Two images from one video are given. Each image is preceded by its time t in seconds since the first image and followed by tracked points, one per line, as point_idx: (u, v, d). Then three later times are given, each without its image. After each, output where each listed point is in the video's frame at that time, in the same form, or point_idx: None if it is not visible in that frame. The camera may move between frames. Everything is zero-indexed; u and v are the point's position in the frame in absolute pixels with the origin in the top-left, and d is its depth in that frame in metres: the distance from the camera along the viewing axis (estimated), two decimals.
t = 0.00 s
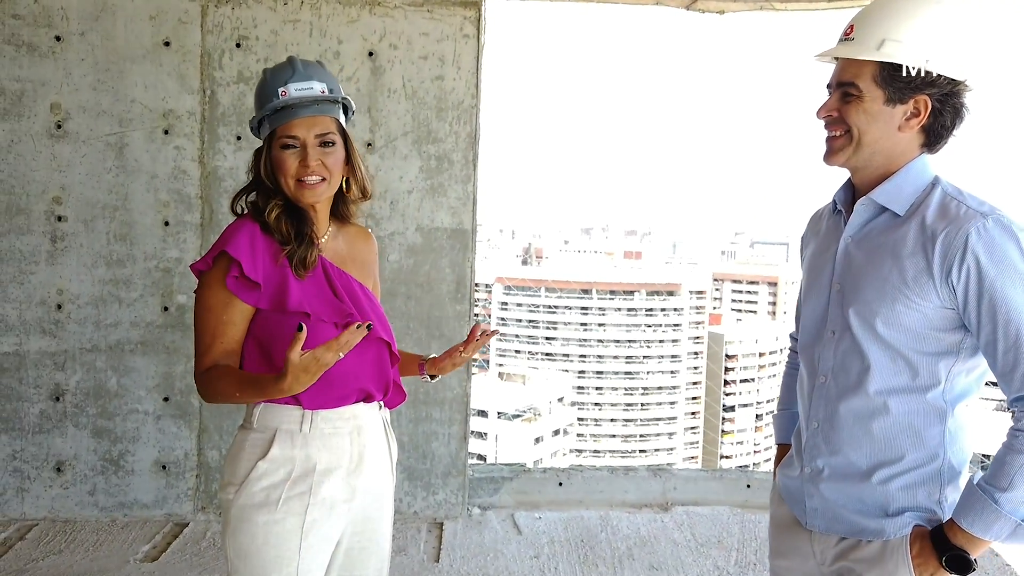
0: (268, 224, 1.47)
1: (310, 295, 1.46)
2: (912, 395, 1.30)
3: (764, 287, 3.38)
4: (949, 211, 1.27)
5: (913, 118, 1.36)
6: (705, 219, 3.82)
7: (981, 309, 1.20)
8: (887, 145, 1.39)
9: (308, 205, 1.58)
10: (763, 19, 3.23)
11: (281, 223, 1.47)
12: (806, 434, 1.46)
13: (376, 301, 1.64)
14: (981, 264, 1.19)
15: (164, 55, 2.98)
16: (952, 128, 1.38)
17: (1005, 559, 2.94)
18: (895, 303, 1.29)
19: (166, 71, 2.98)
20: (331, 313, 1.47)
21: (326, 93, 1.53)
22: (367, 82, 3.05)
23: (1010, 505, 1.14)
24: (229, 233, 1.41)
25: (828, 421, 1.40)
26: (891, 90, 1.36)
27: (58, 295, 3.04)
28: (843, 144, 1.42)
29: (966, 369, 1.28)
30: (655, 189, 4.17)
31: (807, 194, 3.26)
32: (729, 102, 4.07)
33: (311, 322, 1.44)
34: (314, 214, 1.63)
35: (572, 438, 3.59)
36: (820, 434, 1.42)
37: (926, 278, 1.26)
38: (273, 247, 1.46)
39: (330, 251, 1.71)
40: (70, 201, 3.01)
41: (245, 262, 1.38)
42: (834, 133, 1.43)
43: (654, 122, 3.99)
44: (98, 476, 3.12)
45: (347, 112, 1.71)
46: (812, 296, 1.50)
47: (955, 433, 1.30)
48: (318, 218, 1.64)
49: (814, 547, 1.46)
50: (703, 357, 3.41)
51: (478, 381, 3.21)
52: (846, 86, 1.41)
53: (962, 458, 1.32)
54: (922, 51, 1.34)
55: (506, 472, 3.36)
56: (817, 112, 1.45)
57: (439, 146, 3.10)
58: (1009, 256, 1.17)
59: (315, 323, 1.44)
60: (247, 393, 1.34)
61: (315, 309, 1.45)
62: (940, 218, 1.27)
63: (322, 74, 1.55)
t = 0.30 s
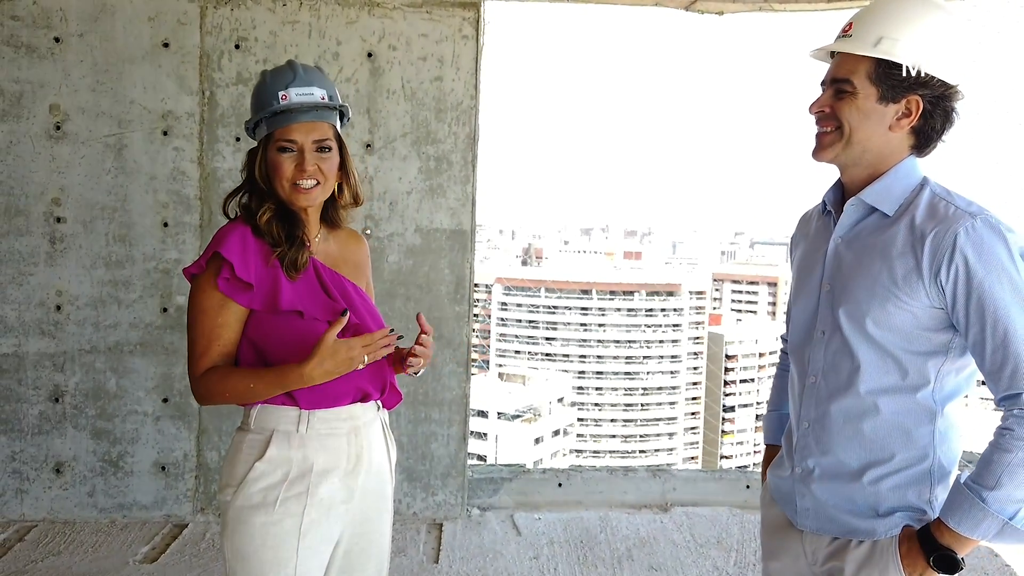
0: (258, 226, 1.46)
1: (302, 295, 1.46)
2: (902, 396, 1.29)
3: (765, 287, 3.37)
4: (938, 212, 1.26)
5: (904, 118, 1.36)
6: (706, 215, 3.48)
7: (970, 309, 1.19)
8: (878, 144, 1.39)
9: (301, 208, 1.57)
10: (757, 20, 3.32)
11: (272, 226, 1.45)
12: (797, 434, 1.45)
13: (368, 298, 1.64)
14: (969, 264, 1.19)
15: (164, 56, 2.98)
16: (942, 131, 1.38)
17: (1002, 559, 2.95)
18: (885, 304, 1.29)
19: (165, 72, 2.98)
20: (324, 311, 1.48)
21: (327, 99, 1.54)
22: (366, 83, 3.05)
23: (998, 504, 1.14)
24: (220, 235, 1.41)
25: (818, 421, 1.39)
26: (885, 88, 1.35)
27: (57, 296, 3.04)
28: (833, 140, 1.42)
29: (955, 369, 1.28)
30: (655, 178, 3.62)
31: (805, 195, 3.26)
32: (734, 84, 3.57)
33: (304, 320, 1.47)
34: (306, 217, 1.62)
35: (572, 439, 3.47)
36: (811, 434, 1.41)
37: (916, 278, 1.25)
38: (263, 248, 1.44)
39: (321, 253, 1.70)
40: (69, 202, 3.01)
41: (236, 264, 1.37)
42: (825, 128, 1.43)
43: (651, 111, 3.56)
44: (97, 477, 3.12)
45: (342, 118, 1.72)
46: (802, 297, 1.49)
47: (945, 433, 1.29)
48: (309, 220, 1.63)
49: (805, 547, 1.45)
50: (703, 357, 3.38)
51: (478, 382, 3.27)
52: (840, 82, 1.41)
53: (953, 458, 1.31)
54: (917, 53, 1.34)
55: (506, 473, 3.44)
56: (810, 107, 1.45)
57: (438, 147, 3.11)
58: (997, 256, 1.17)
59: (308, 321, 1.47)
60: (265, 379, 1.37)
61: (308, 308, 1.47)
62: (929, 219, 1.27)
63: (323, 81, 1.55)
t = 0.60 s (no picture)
0: (246, 228, 1.46)
1: (289, 293, 1.47)
2: (896, 396, 1.29)
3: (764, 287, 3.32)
4: (933, 212, 1.26)
5: (893, 118, 1.35)
6: (705, 215, 3.50)
7: (964, 310, 1.19)
8: (869, 146, 1.38)
9: (291, 214, 1.57)
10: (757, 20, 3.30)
11: (259, 228, 1.46)
12: (791, 435, 1.45)
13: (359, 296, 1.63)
14: (964, 265, 1.18)
15: (161, 56, 2.97)
16: (932, 128, 1.37)
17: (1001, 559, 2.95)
18: (880, 304, 1.28)
19: (163, 72, 2.98)
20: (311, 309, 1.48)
21: (325, 107, 1.53)
22: (364, 84, 3.05)
23: (992, 504, 1.14)
24: (204, 236, 1.41)
25: (812, 421, 1.39)
26: (871, 91, 1.35)
27: (55, 298, 3.04)
28: (824, 146, 1.41)
29: (949, 370, 1.28)
30: (654, 180, 3.69)
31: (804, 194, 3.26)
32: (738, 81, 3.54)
33: (291, 318, 1.47)
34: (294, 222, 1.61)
35: (571, 439, 3.47)
36: (804, 435, 1.41)
37: (910, 279, 1.25)
38: (249, 249, 1.45)
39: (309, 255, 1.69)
40: (67, 203, 3.00)
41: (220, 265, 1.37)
42: (815, 135, 1.42)
43: (651, 111, 3.56)
44: (95, 478, 3.11)
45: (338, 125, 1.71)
46: (796, 297, 1.49)
47: (938, 434, 1.29)
48: (297, 224, 1.63)
49: (797, 547, 1.44)
50: (703, 356, 3.39)
51: (476, 383, 3.26)
52: (825, 88, 1.40)
53: (947, 458, 1.31)
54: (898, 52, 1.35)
55: (505, 473, 3.43)
56: (798, 115, 1.45)
57: (436, 147, 3.11)
58: (991, 257, 1.17)
59: (295, 320, 1.47)
60: (253, 362, 1.38)
61: (297, 306, 1.47)
62: (924, 219, 1.27)
63: (322, 88, 1.55)
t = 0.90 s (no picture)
0: (241, 229, 1.46)
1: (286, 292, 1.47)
2: (889, 396, 1.29)
3: (763, 288, 3.31)
4: (925, 211, 1.26)
5: (883, 118, 1.35)
6: (704, 211, 3.34)
7: (956, 310, 1.19)
8: (860, 147, 1.38)
9: (287, 215, 1.57)
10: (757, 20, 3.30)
11: (254, 230, 1.46)
12: (786, 435, 1.45)
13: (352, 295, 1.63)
14: (956, 264, 1.19)
15: (159, 58, 2.97)
16: (924, 125, 1.37)
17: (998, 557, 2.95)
18: (872, 304, 1.29)
19: (160, 73, 2.98)
20: (307, 308, 1.49)
21: (318, 109, 1.53)
22: (362, 85, 3.06)
23: (984, 504, 1.14)
24: (201, 236, 1.41)
25: (807, 421, 1.39)
26: (859, 92, 1.35)
27: (53, 299, 3.04)
28: (815, 148, 1.41)
29: (942, 370, 1.28)
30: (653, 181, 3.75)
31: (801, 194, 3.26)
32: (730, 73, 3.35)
33: (286, 317, 1.47)
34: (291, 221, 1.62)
35: (571, 439, 3.47)
36: (799, 435, 1.41)
37: (903, 279, 1.26)
38: (244, 248, 1.46)
39: (305, 255, 1.70)
40: (65, 205, 3.01)
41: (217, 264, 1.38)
42: (806, 138, 1.43)
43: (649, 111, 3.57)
44: (94, 480, 3.11)
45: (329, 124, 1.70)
46: (791, 297, 1.49)
47: (933, 434, 1.30)
48: (292, 226, 1.63)
49: (793, 547, 1.45)
50: (702, 356, 3.37)
51: (475, 383, 3.27)
52: (813, 91, 1.41)
53: (942, 458, 1.32)
54: (884, 52, 1.36)
55: (503, 474, 3.46)
56: (788, 118, 1.45)
57: (434, 148, 3.12)
58: (982, 256, 1.17)
59: (291, 319, 1.48)
60: (257, 354, 1.38)
61: (291, 304, 1.47)
62: (916, 219, 1.27)
63: (314, 89, 1.55)
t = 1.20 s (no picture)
0: (236, 228, 1.47)
1: (281, 294, 1.48)
2: (884, 396, 1.30)
3: (760, 287, 3.32)
4: (917, 211, 1.27)
5: (875, 119, 1.36)
6: (700, 212, 3.38)
7: (949, 309, 1.20)
8: (851, 147, 1.39)
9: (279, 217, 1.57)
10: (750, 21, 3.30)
11: (249, 230, 1.47)
12: (783, 436, 1.46)
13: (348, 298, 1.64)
14: (947, 264, 1.19)
15: (156, 60, 2.97)
16: (916, 125, 1.37)
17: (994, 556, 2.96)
18: (866, 305, 1.29)
19: (157, 75, 2.98)
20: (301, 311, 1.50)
21: (303, 110, 1.52)
22: (359, 86, 3.06)
23: (977, 505, 1.15)
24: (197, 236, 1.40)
25: (803, 422, 1.40)
26: (851, 93, 1.36)
27: (50, 301, 3.04)
28: (806, 147, 1.42)
29: (936, 370, 1.28)
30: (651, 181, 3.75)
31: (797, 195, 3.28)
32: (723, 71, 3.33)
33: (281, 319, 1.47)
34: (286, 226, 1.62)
35: (569, 439, 3.44)
36: (796, 436, 1.42)
37: (895, 279, 1.26)
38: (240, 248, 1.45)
39: (304, 258, 1.70)
40: (62, 207, 3.01)
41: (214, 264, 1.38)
42: (798, 137, 1.44)
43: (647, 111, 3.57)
44: (91, 481, 3.11)
45: (325, 125, 1.70)
46: (787, 298, 1.50)
47: (927, 433, 1.30)
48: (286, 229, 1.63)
49: (791, 548, 1.45)
50: (699, 356, 3.39)
51: (474, 384, 3.30)
52: (807, 91, 1.41)
53: (937, 458, 1.32)
54: (876, 53, 1.36)
55: (501, 475, 3.49)
56: (781, 118, 1.46)
57: (431, 149, 3.13)
58: (973, 256, 1.18)
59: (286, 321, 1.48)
60: (241, 349, 1.37)
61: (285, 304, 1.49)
62: (908, 218, 1.27)
63: (300, 90, 1.54)
